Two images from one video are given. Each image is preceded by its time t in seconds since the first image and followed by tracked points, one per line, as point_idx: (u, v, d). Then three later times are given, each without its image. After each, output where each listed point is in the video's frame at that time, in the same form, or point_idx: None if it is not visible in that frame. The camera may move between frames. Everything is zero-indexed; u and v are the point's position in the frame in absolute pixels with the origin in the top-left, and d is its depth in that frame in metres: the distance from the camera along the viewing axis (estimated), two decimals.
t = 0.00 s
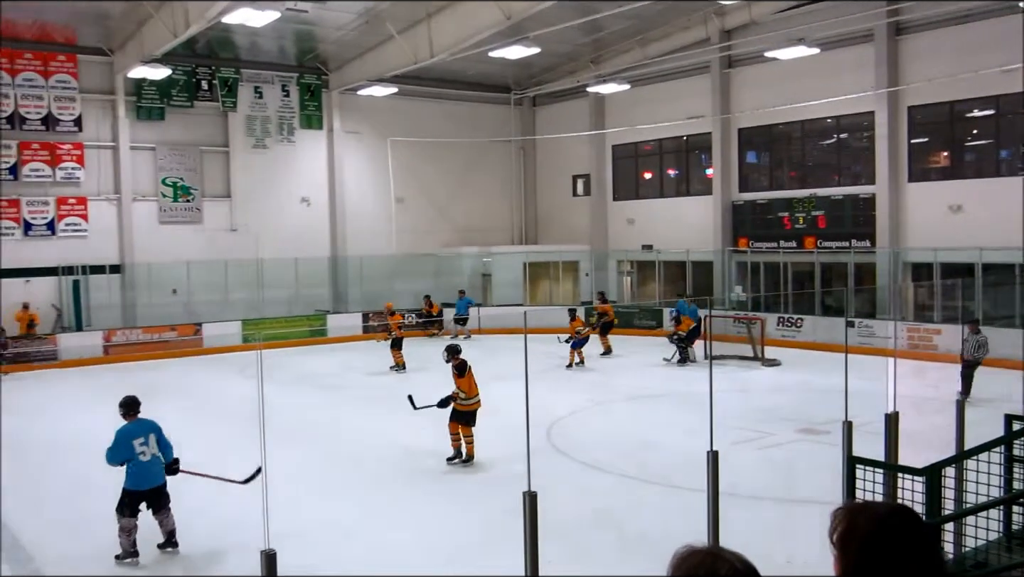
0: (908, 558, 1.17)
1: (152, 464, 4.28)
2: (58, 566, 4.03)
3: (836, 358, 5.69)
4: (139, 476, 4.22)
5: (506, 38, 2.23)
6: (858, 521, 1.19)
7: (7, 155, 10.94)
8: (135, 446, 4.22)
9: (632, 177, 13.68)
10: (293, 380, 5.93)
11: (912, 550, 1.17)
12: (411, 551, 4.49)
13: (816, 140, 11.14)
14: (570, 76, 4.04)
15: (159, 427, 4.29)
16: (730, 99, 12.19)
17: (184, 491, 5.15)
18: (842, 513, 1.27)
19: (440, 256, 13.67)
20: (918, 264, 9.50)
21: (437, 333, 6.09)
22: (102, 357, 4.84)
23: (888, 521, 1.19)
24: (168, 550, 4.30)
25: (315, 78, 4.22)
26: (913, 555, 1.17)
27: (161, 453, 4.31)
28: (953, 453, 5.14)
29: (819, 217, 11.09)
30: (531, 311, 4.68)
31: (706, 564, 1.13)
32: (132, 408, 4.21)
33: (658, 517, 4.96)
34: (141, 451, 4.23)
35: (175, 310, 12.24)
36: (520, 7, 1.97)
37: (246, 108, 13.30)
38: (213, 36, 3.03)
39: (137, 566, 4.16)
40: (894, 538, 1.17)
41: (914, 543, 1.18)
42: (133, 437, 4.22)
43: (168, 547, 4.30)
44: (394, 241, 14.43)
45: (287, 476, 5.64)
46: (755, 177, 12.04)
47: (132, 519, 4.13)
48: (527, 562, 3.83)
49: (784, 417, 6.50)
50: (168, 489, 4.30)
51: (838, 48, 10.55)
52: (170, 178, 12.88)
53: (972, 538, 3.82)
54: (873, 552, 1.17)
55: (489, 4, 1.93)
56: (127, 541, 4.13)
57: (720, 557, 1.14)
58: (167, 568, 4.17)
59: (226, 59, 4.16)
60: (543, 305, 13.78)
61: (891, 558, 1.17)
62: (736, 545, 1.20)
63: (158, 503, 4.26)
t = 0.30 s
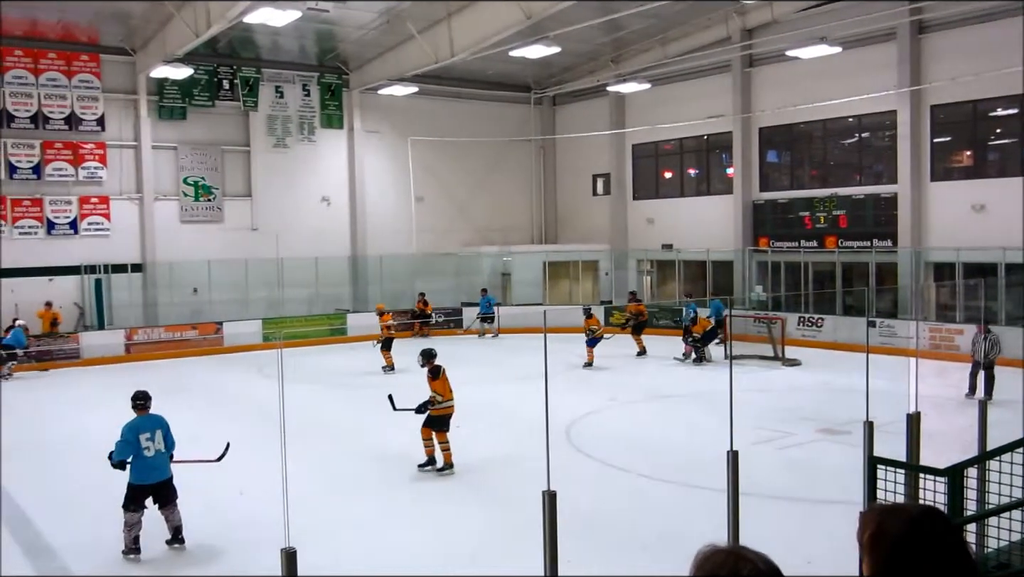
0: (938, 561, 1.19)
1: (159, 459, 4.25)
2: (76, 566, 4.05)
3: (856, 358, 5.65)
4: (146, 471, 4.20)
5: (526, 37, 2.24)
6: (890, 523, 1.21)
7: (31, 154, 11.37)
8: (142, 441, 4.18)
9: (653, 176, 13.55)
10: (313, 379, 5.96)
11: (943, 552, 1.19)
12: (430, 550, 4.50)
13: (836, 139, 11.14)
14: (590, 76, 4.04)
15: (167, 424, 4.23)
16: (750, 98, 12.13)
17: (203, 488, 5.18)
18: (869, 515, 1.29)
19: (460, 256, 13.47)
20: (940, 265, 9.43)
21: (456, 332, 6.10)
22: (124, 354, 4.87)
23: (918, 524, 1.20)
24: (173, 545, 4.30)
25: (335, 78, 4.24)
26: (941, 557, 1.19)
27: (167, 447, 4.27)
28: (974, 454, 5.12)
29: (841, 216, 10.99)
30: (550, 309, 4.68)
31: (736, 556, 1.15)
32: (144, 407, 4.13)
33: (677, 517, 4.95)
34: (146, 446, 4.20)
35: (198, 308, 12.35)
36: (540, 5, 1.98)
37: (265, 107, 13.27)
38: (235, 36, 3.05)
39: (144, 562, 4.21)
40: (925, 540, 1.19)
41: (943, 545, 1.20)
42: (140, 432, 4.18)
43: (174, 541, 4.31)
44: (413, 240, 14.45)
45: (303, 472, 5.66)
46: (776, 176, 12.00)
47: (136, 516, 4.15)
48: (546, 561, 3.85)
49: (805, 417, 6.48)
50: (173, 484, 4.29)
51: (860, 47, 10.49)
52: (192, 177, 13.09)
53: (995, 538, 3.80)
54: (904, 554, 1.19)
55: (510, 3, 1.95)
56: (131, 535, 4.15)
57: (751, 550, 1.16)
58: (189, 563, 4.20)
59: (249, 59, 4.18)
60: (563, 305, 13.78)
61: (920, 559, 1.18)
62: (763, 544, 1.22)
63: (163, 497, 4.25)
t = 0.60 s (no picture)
0: (961, 561, 1.19)
1: (163, 454, 4.36)
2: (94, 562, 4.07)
3: (878, 356, 5.62)
4: (149, 466, 4.31)
5: (543, 37, 2.24)
6: (914, 522, 1.21)
7: (53, 154, 11.47)
8: (145, 436, 4.29)
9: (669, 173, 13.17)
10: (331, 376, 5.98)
11: (967, 552, 1.19)
12: (446, 548, 4.50)
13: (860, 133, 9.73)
14: (608, 74, 4.01)
15: (173, 421, 4.34)
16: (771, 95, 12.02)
17: (221, 486, 5.20)
18: (891, 515, 1.30)
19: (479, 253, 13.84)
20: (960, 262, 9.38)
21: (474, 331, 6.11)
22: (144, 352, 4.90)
23: (942, 523, 1.21)
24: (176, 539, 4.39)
25: (353, 76, 4.25)
26: (966, 557, 1.19)
27: (171, 444, 4.37)
28: (996, 454, 5.07)
29: (860, 214, 10.75)
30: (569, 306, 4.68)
31: (759, 554, 1.16)
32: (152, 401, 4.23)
33: (693, 515, 4.95)
34: (148, 441, 4.31)
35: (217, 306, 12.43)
36: (557, 5, 1.99)
37: (283, 105, 13.32)
38: (255, 35, 3.06)
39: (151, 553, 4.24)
40: (949, 540, 1.19)
41: (968, 545, 1.20)
42: (144, 427, 4.28)
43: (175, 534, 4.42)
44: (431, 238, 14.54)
45: (321, 470, 5.67)
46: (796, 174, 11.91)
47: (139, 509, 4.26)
48: (563, 560, 3.87)
49: (826, 415, 6.44)
50: (178, 479, 4.41)
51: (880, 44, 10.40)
52: (211, 176, 13.23)
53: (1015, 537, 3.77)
54: (928, 553, 1.19)
55: (527, 4, 1.96)
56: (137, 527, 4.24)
57: (774, 549, 1.17)
58: (207, 560, 4.23)
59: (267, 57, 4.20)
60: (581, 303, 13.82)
61: (944, 559, 1.18)
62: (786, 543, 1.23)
63: (167, 492, 4.37)
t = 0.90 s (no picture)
0: (979, 555, 1.20)
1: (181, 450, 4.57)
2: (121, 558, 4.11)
3: (901, 349, 5.59)
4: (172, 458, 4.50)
5: (559, 32, 2.23)
6: (931, 516, 1.23)
7: (74, 156, 11.81)
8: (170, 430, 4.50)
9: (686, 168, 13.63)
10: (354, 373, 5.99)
11: (984, 547, 1.20)
12: (470, 546, 4.51)
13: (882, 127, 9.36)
14: (625, 69, 3.99)
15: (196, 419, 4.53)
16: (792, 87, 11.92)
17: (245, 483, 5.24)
18: (910, 505, 1.31)
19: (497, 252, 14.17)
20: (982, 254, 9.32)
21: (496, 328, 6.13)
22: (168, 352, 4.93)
23: (960, 518, 1.22)
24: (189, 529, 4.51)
25: (371, 74, 4.25)
26: (984, 552, 1.20)
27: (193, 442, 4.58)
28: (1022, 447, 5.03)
29: (881, 207, 10.78)
30: (589, 302, 4.67)
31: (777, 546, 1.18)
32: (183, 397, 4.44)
33: (715, 510, 4.93)
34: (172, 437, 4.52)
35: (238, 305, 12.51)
36: (574, 1, 1.99)
37: (301, 104, 13.45)
38: (272, 35, 3.07)
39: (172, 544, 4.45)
40: (965, 535, 1.21)
41: (986, 540, 1.21)
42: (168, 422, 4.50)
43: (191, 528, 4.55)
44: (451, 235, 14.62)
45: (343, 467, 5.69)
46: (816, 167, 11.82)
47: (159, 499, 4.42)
48: (586, 559, 3.86)
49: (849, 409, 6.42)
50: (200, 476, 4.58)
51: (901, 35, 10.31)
52: (230, 176, 13.54)
53: None
54: (945, 548, 1.21)
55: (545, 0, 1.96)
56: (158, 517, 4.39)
57: (792, 542, 1.19)
58: (233, 558, 4.27)
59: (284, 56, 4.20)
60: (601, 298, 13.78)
61: (962, 550, 1.20)
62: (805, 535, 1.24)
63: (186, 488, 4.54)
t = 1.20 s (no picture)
0: (980, 554, 1.28)
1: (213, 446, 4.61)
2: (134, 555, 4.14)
3: (913, 348, 5.58)
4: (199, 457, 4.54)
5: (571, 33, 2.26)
6: (934, 515, 1.30)
7: (88, 153, 12.04)
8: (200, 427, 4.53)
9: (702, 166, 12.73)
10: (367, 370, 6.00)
11: (985, 547, 1.28)
12: (481, 544, 4.51)
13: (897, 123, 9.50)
14: (638, 68, 4.01)
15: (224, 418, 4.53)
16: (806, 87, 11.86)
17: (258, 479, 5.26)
18: (911, 504, 1.39)
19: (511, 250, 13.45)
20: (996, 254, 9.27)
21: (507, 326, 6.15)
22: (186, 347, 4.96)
23: (961, 518, 1.30)
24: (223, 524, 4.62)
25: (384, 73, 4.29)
26: (984, 551, 1.28)
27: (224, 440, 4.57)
28: None
29: (895, 206, 10.67)
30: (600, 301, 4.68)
31: (794, 542, 1.23)
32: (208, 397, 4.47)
33: (726, 509, 4.94)
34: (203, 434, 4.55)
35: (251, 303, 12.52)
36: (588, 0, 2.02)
37: (316, 101, 13.14)
38: (287, 34, 3.11)
39: (189, 539, 4.57)
40: (967, 535, 1.29)
41: (987, 539, 1.30)
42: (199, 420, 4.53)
43: (228, 522, 4.64)
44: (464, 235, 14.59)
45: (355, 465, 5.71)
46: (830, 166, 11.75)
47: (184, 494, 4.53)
48: (596, 558, 3.86)
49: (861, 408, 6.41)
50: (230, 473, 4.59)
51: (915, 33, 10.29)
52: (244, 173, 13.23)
53: None
54: (948, 550, 1.28)
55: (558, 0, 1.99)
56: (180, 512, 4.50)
57: (807, 538, 1.24)
58: (247, 555, 4.29)
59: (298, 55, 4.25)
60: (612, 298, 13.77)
61: (962, 548, 1.28)
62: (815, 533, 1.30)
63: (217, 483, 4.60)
